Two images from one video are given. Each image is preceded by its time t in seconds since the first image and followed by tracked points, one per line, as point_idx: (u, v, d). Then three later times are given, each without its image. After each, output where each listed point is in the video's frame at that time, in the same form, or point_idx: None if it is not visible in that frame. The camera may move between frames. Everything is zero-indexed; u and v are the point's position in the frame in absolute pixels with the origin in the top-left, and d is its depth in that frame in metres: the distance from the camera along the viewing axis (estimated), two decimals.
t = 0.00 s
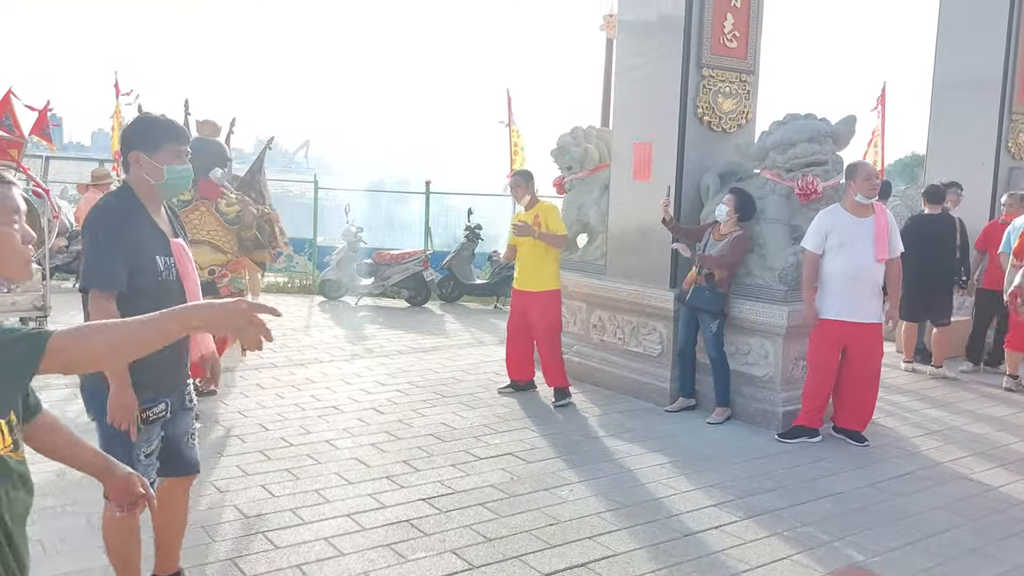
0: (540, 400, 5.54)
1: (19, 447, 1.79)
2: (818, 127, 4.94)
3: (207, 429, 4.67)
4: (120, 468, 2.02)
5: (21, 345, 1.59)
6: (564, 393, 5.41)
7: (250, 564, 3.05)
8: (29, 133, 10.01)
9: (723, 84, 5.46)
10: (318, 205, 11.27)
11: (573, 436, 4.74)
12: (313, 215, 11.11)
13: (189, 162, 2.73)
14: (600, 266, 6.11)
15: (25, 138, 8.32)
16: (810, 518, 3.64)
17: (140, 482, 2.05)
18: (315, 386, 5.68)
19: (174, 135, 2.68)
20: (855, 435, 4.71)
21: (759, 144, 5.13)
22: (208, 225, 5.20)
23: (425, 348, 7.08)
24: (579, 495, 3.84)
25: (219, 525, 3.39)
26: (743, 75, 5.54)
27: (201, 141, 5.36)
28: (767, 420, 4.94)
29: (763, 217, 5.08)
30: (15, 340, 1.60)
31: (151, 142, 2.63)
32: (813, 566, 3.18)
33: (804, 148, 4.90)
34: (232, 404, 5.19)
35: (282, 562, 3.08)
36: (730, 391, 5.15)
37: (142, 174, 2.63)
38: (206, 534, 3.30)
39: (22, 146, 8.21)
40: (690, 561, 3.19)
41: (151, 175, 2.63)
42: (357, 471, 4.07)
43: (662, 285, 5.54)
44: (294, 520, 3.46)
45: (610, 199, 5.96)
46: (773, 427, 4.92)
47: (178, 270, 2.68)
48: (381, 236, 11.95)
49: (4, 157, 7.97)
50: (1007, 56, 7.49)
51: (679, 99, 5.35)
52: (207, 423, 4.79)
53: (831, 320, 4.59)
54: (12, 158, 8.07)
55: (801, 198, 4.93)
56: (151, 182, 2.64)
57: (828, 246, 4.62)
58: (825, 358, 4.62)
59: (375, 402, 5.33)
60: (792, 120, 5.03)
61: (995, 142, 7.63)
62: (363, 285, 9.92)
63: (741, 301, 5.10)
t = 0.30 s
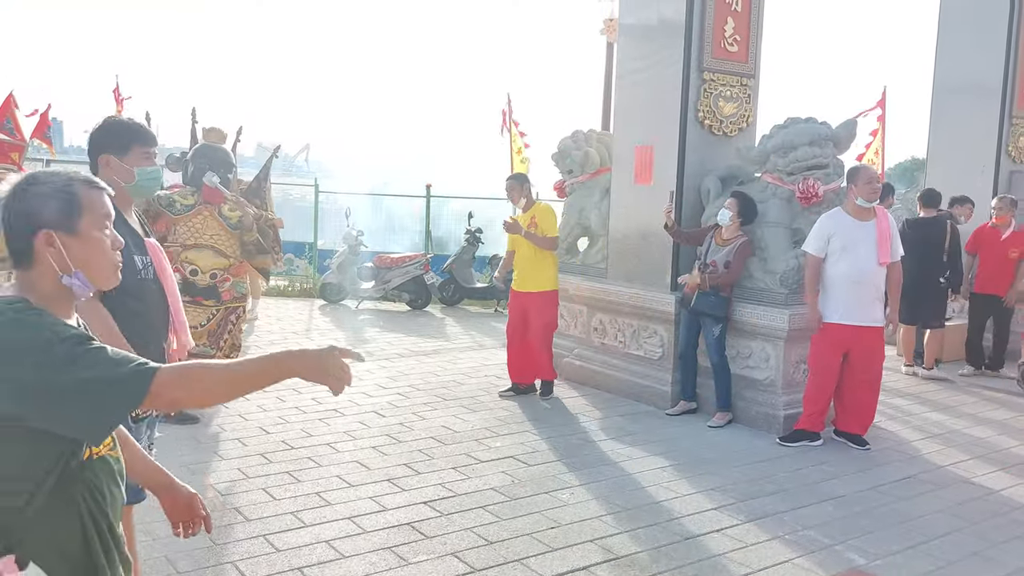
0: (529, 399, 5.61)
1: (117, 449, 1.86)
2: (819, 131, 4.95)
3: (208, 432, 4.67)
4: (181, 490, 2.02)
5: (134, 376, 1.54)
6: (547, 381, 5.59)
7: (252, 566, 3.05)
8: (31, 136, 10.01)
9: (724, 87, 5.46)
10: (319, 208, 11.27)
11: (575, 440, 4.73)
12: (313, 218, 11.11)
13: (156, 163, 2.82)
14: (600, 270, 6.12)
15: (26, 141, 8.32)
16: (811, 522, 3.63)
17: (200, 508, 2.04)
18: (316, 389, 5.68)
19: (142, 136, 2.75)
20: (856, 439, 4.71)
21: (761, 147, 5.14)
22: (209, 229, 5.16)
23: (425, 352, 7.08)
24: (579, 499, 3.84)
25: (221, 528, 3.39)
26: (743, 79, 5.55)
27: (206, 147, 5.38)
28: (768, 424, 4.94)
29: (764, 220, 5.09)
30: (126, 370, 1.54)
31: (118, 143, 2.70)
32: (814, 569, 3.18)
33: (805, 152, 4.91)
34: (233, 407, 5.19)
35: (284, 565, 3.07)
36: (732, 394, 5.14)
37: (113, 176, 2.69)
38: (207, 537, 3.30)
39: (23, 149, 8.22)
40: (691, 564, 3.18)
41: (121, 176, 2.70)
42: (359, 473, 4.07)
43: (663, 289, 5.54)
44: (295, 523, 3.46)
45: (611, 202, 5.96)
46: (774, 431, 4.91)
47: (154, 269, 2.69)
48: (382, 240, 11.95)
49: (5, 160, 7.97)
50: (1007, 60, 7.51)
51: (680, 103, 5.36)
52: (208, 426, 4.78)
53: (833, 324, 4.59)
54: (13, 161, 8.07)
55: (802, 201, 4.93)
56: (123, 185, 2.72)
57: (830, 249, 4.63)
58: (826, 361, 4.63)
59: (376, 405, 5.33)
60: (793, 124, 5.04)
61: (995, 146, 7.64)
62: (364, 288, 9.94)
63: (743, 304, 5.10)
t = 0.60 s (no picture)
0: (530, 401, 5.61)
1: (164, 448, 1.86)
2: (821, 134, 4.95)
3: (210, 435, 4.68)
4: (217, 507, 2.06)
5: (105, 466, 1.55)
6: (552, 385, 5.59)
7: (254, 569, 3.05)
8: (33, 139, 10.02)
9: (727, 91, 5.47)
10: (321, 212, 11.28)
11: (578, 442, 4.74)
12: (316, 222, 11.12)
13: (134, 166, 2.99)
14: (602, 273, 6.12)
15: (29, 145, 8.33)
16: (814, 525, 3.63)
17: (227, 529, 2.07)
18: (318, 392, 5.68)
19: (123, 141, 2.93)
20: (860, 442, 4.70)
21: (763, 150, 5.14)
22: (215, 232, 5.19)
23: (427, 355, 7.09)
24: (583, 502, 3.83)
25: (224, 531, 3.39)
26: (746, 82, 5.56)
27: (210, 149, 5.31)
28: (771, 427, 4.93)
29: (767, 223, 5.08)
30: (94, 448, 1.55)
31: (101, 146, 2.88)
32: (818, 573, 3.17)
33: (808, 155, 4.91)
34: (235, 410, 5.19)
35: (286, 568, 3.07)
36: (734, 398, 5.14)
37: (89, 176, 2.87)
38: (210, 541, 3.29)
39: (27, 153, 8.23)
40: (693, 567, 3.18)
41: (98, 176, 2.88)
42: (361, 476, 4.07)
43: (665, 291, 5.54)
44: (297, 526, 3.46)
45: (613, 205, 5.97)
46: (777, 434, 4.91)
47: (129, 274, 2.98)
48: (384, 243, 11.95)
49: (9, 164, 7.98)
50: (1010, 63, 7.50)
51: (682, 106, 5.36)
52: (210, 429, 4.80)
53: (837, 327, 4.59)
54: (16, 165, 8.08)
55: (805, 204, 4.94)
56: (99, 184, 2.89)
57: (833, 252, 4.62)
58: (830, 364, 4.62)
59: (378, 408, 5.33)
60: (796, 126, 5.03)
61: (998, 149, 7.64)
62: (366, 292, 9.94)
63: (746, 308, 5.08)
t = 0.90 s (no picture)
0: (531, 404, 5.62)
1: (159, 453, 1.77)
2: (821, 136, 4.95)
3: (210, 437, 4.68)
4: (262, 520, 2.01)
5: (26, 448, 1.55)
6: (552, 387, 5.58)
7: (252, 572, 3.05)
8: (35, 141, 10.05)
9: (727, 93, 5.47)
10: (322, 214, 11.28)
11: (578, 445, 4.74)
12: (317, 224, 11.12)
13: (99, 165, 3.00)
14: (602, 275, 6.12)
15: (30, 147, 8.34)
16: (814, 527, 3.63)
17: (266, 546, 2.00)
18: (318, 394, 5.68)
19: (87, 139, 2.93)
20: (860, 445, 4.70)
21: (763, 152, 5.14)
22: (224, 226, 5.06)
23: (428, 357, 7.08)
24: (582, 504, 3.83)
25: (224, 533, 3.39)
26: (746, 84, 5.56)
27: (215, 139, 5.33)
28: (772, 429, 4.93)
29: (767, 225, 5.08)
30: None
31: (68, 144, 2.88)
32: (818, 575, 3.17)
33: (808, 157, 4.91)
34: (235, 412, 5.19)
35: (285, 570, 3.07)
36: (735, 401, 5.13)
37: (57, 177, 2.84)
38: (209, 543, 3.29)
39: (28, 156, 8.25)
40: (692, 570, 3.18)
41: (66, 177, 2.87)
42: (361, 479, 4.07)
43: (666, 293, 5.54)
44: (297, 528, 3.46)
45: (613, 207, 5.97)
46: (777, 437, 4.90)
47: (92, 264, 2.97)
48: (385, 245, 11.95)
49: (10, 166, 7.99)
50: (1010, 65, 7.50)
51: (682, 108, 5.36)
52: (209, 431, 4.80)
53: (837, 329, 4.58)
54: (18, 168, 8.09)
55: (805, 206, 4.95)
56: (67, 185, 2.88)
57: (833, 253, 4.63)
58: (830, 366, 4.62)
59: (378, 410, 5.33)
60: (796, 128, 5.03)
61: (999, 151, 7.63)
62: (367, 294, 9.95)
63: (749, 310, 5.07)
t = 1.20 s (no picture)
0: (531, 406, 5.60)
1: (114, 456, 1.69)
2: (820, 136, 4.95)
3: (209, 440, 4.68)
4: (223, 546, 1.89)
5: None
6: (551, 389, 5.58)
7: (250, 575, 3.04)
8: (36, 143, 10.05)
9: (726, 94, 5.47)
10: (322, 216, 11.27)
11: (576, 446, 4.73)
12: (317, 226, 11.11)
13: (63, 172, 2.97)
14: (602, 276, 6.11)
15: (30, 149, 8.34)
16: (813, 529, 3.62)
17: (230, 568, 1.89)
18: (318, 396, 5.67)
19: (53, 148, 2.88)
20: (859, 446, 4.69)
21: (762, 153, 5.13)
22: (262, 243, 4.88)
23: (427, 359, 7.07)
24: (581, 506, 3.82)
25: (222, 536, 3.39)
26: (745, 85, 5.55)
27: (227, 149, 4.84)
28: (771, 431, 4.92)
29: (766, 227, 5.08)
30: None
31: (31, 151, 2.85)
32: None
33: (807, 158, 4.90)
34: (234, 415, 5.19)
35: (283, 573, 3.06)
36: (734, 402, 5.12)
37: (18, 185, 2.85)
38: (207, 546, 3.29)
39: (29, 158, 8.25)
40: (691, 572, 3.17)
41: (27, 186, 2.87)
42: (360, 481, 4.07)
43: (665, 294, 5.53)
44: (295, 531, 3.45)
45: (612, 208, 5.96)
46: (776, 438, 4.90)
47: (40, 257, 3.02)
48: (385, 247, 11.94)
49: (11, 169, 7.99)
50: (1010, 66, 7.50)
51: (681, 109, 5.35)
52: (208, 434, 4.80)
53: (836, 330, 4.58)
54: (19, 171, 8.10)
55: (804, 208, 4.97)
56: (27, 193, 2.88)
57: (831, 253, 4.63)
58: (829, 367, 4.61)
59: (377, 412, 5.33)
60: (795, 129, 5.03)
61: (999, 152, 7.63)
62: (367, 295, 9.94)
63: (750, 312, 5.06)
